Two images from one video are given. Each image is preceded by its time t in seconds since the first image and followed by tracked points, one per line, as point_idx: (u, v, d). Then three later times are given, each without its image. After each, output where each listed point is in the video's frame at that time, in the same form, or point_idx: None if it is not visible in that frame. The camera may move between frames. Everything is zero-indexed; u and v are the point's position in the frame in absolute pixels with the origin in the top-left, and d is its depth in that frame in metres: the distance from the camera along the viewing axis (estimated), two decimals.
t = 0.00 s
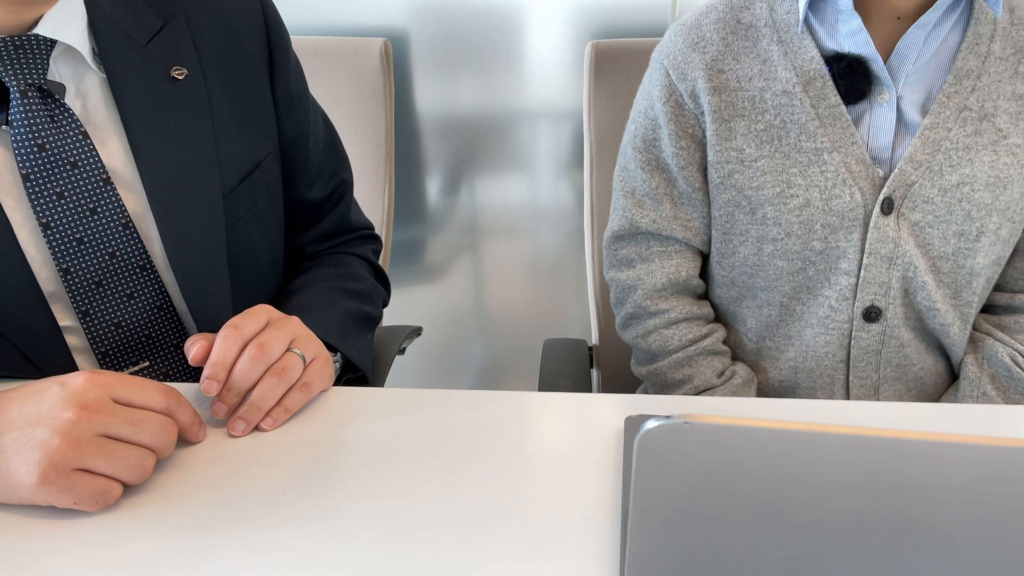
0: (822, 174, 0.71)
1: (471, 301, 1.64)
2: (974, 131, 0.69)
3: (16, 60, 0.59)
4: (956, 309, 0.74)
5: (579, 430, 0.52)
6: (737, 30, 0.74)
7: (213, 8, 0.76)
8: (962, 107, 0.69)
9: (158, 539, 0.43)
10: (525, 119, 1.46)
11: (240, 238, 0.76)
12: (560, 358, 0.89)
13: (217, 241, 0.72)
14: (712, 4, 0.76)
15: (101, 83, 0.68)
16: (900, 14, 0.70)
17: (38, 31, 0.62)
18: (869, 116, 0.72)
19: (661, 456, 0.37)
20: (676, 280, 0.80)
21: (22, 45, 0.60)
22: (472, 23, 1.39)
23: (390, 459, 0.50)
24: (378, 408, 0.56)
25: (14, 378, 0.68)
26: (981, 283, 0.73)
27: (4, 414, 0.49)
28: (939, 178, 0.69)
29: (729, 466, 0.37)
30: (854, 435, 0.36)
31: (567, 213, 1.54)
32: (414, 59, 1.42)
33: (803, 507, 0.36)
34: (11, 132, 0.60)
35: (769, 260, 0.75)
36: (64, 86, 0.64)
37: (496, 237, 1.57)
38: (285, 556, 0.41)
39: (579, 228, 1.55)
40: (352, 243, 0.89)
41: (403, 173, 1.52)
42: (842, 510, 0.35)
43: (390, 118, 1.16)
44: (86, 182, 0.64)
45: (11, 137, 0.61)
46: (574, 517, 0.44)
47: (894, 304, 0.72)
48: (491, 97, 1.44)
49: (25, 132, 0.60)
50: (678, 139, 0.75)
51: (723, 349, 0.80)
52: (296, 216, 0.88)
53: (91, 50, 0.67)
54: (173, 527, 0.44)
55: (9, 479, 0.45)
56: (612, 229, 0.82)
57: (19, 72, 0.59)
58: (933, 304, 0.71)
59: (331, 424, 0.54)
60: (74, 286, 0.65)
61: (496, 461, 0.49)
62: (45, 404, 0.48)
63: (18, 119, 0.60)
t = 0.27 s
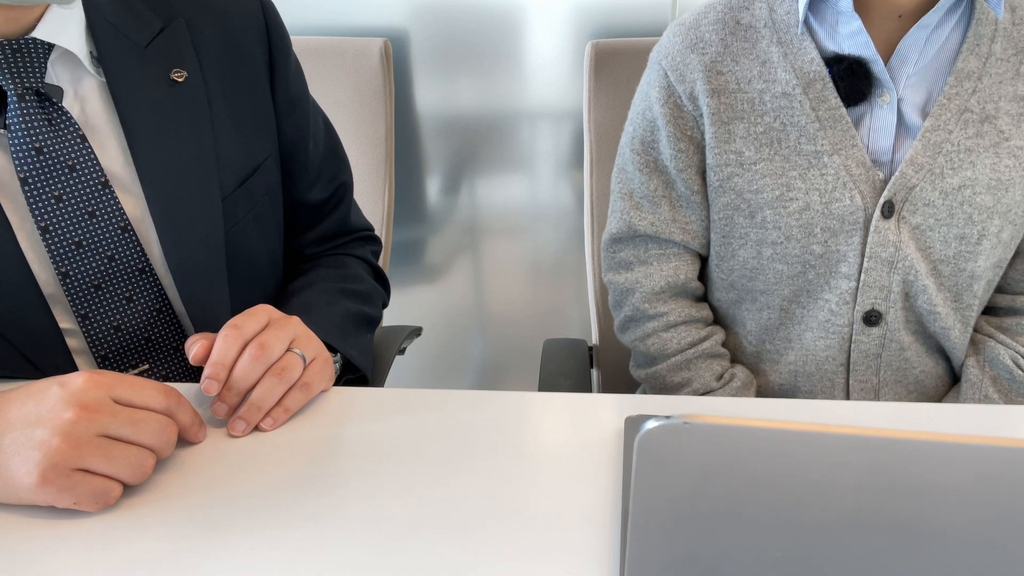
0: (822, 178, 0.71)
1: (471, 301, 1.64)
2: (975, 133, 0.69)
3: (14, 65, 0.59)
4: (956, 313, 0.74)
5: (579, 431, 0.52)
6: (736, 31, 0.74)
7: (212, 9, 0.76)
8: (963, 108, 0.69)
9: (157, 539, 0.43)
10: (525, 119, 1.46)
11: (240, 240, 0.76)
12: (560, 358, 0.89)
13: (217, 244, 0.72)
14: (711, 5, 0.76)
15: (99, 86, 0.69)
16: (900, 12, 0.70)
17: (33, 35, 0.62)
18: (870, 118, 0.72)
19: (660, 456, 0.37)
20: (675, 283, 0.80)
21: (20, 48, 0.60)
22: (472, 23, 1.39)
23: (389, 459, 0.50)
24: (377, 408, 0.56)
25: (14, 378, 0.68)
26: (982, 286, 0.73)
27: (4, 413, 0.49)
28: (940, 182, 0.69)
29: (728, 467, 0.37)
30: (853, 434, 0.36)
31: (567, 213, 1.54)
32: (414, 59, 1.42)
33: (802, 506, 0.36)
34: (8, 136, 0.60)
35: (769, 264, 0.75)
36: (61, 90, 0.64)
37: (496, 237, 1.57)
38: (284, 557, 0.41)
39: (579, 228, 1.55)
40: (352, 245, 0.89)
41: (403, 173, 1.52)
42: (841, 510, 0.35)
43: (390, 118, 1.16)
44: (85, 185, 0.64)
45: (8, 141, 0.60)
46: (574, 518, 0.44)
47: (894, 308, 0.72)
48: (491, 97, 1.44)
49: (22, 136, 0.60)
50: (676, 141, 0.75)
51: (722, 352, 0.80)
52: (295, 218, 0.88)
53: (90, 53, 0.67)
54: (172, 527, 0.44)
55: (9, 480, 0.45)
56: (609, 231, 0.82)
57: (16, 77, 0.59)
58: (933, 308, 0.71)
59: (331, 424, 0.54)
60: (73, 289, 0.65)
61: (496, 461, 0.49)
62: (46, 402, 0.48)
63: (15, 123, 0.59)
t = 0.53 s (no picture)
0: (822, 178, 0.71)
1: (471, 301, 1.64)
2: (974, 133, 0.69)
3: (13, 67, 0.59)
4: (955, 311, 0.74)
5: (579, 432, 0.52)
6: (736, 32, 0.74)
7: (213, 11, 0.76)
8: (962, 109, 0.69)
9: (157, 540, 0.43)
10: (524, 119, 1.46)
11: (241, 243, 0.76)
12: (560, 358, 0.89)
13: (217, 245, 0.72)
14: (710, 7, 0.76)
15: (100, 88, 0.69)
16: (899, 13, 0.70)
17: (34, 37, 0.62)
18: (869, 119, 0.72)
19: (660, 457, 0.37)
20: (675, 282, 0.80)
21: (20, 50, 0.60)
22: (472, 23, 1.39)
23: (389, 459, 0.50)
24: (377, 408, 0.56)
25: (15, 379, 0.68)
26: (981, 286, 0.73)
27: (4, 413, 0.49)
28: (939, 182, 0.69)
29: (727, 468, 0.37)
30: (854, 435, 0.36)
31: (567, 213, 1.54)
32: (414, 59, 1.42)
33: (802, 505, 0.36)
34: (7, 138, 0.60)
35: (768, 263, 0.76)
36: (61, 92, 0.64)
37: (496, 237, 1.57)
38: (285, 556, 0.41)
39: (579, 228, 1.55)
40: (353, 246, 0.89)
41: (403, 173, 1.52)
42: (841, 510, 0.35)
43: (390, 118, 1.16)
44: (85, 187, 0.64)
45: (8, 142, 0.60)
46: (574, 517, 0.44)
47: (894, 306, 0.72)
48: (491, 97, 1.44)
49: (22, 138, 0.60)
50: (676, 142, 0.75)
51: (722, 350, 0.80)
52: (297, 220, 0.88)
53: (91, 55, 0.67)
54: (172, 527, 0.44)
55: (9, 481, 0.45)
56: (610, 232, 0.82)
57: (16, 79, 0.59)
58: (932, 307, 0.71)
59: (332, 425, 0.54)
60: (73, 292, 0.65)
61: (496, 461, 0.49)
62: (45, 402, 0.48)
63: (14, 124, 0.60)
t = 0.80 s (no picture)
0: (820, 176, 0.71)
1: (471, 301, 1.64)
2: (972, 132, 0.69)
3: (12, 66, 0.59)
4: (954, 309, 0.73)
5: (579, 432, 0.52)
6: (736, 32, 0.74)
7: (213, 10, 0.76)
8: (960, 107, 0.69)
9: (157, 539, 0.43)
10: (524, 119, 1.46)
11: (241, 243, 0.76)
12: (560, 358, 0.89)
13: (217, 245, 0.72)
14: (709, 6, 0.76)
15: (100, 89, 0.69)
16: (897, 12, 0.70)
17: (33, 36, 0.61)
18: (868, 118, 0.72)
19: (661, 457, 0.38)
20: (675, 282, 0.80)
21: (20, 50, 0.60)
22: (472, 23, 1.39)
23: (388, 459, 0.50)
24: (376, 408, 0.56)
25: (15, 379, 0.68)
26: (980, 284, 0.73)
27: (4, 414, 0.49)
28: (937, 180, 0.69)
29: (728, 467, 0.37)
30: (854, 435, 0.36)
31: (567, 213, 1.54)
32: (414, 59, 1.42)
33: (803, 504, 0.36)
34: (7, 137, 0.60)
35: (767, 262, 0.76)
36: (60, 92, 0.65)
37: (496, 237, 1.57)
38: (284, 556, 0.41)
39: (578, 228, 1.55)
40: (353, 247, 0.89)
41: (403, 173, 1.52)
42: (841, 511, 0.35)
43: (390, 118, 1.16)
44: (84, 187, 0.64)
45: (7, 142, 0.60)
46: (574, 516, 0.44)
47: (893, 305, 0.72)
48: (491, 97, 1.44)
49: (21, 137, 0.60)
50: (676, 141, 0.75)
51: (722, 350, 0.80)
52: (297, 222, 0.88)
53: (90, 55, 0.67)
54: (173, 526, 0.44)
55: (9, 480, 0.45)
56: (610, 231, 0.82)
57: (15, 78, 0.59)
58: (931, 305, 0.71)
59: (333, 425, 0.54)
60: (72, 292, 0.65)
61: (496, 461, 0.49)
62: (45, 403, 0.48)
63: (13, 124, 0.60)
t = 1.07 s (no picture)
0: (819, 173, 0.71)
1: (471, 301, 1.64)
2: (968, 129, 0.69)
3: (12, 65, 0.59)
4: (952, 306, 0.74)
5: (579, 432, 0.52)
6: (734, 31, 0.74)
7: (214, 10, 0.76)
8: (956, 106, 0.69)
9: (157, 539, 0.43)
10: (525, 119, 1.46)
11: (241, 242, 0.76)
12: (560, 358, 0.89)
13: (217, 244, 0.72)
14: (708, 6, 0.76)
15: (100, 87, 0.69)
16: (894, 11, 0.70)
17: (32, 35, 0.62)
18: (865, 116, 0.72)
19: (660, 457, 0.37)
20: (675, 280, 0.80)
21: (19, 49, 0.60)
22: (472, 23, 1.39)
23: (388, 459, 0.50)
24: (376, 407, 0.56)
25: (15, 379, 0.68)
26: (978, 281, 0.73)
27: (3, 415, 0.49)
28: (934, 177, 0.69)
29: (729, 468, 0.37)
30: (849, 436, 0.36)
31: (567, 213, 1.54)
32: (414, 59, 1.42)
33: (803, 503, 0.36)
34: (7, 136, 0.60)
35: (766, 259, 0.76)
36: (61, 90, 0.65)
37: (497, 237, 1.57)
38: (283, 555, 0.41)
39: (579, 228, 1.55)
40: (353, 247, 0.89)
41: (403, 173, 1.52)
42: (841, 510, 0.35)
43: (390, 118, 1.16)
44: (84, 185, 0.64)
45: (7, 141, 0.60)
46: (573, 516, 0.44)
47: (892, 301, 0.72)
48: (491, 97, 1.44)
49: (21, 136, 0.60)
50: (675, 139, 0.75)
51: (722, 347, 0.80)
52: (299, 224, 0.88)
53: (91, 54, 0.67)
54: (173, 527, 0.44)
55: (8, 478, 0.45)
56: (610, 228, 0.82)
57: (15, 77, 0.59)
58: (929, 302, 0.72)
59: (331, 425, 0.54)
60: (71, 291, 0.65)
61: (496, 461, 0.49)
62: (45, 403, 0.48)
63: (14, 124, 0.59)
